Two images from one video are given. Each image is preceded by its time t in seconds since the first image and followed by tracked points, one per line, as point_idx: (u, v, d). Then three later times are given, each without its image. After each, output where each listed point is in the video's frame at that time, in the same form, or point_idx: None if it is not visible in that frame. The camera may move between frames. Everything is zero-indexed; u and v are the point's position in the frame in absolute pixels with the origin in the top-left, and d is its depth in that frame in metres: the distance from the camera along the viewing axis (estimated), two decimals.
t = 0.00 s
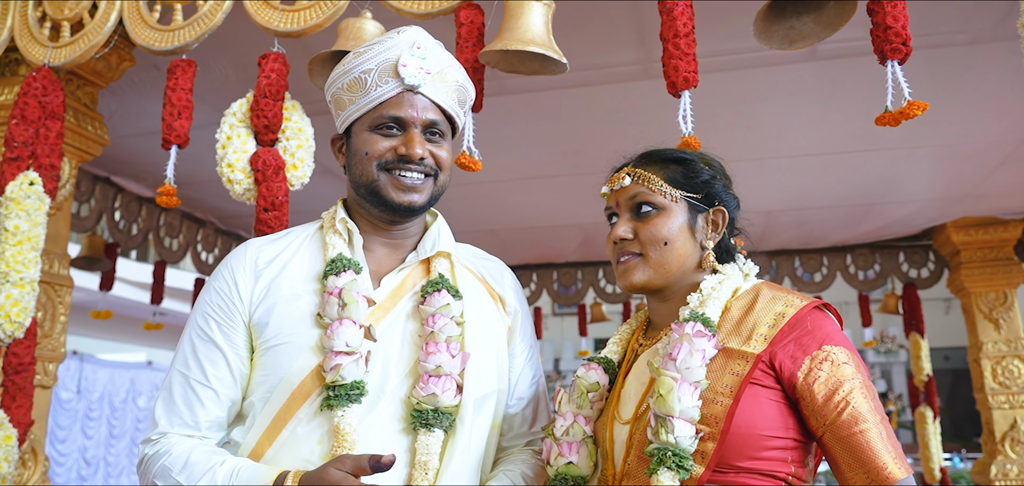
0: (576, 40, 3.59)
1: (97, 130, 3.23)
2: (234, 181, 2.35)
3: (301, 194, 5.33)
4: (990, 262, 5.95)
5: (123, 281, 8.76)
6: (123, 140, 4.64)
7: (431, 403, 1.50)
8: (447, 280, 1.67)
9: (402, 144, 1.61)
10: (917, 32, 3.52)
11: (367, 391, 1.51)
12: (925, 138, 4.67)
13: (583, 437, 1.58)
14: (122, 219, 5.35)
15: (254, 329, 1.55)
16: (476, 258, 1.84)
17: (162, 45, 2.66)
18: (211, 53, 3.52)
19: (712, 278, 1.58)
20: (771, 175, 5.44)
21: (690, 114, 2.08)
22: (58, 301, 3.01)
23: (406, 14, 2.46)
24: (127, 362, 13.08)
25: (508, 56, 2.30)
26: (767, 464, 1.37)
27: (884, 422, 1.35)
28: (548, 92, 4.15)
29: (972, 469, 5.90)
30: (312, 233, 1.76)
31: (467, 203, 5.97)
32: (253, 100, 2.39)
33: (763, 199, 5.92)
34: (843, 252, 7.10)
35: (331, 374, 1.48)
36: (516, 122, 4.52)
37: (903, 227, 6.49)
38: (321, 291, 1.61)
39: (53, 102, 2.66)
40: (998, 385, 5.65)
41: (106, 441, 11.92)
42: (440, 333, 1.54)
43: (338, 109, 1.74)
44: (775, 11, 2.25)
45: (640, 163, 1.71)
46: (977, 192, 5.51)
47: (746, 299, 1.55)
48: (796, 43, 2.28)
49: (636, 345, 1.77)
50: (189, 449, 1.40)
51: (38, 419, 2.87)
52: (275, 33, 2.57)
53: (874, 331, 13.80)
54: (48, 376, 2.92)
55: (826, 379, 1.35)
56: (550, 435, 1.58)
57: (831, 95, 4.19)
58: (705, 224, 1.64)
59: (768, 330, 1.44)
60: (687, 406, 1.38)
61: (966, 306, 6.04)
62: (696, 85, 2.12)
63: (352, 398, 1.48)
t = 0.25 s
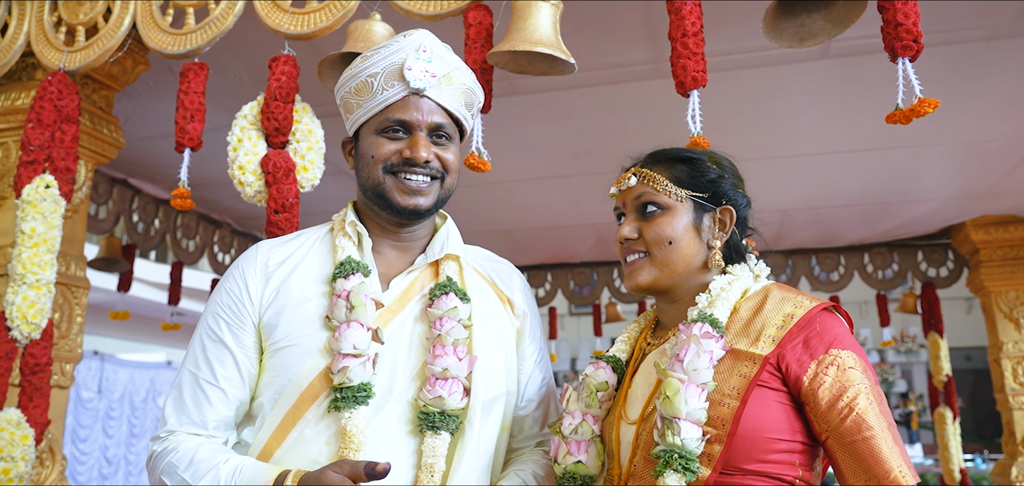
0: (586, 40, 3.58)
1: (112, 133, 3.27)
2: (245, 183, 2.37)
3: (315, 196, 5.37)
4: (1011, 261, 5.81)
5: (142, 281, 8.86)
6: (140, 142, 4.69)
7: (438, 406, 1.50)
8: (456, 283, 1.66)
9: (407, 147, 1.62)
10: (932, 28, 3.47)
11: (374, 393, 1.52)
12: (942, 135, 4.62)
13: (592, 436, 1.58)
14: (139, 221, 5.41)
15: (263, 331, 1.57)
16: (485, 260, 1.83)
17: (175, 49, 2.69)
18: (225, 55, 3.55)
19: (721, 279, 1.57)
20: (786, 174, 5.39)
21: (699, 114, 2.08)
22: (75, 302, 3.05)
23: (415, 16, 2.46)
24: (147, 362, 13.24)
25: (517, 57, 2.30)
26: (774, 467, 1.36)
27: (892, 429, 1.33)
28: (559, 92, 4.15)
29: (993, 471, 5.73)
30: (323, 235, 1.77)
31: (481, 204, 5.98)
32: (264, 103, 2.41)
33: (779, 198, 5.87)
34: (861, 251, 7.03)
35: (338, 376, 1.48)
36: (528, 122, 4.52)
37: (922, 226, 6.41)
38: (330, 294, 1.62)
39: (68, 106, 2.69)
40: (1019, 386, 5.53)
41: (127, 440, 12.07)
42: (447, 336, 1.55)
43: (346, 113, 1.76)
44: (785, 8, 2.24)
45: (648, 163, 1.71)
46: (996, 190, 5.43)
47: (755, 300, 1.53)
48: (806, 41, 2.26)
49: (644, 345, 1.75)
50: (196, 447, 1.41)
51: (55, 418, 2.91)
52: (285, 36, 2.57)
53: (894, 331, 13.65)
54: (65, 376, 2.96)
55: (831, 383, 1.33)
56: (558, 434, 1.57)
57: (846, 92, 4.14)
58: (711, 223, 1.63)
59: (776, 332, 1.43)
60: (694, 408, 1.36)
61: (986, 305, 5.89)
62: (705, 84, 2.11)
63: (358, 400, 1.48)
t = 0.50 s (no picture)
0: (596, 40, 3.58)
1: (127, 136, 3.31)
2: (255, 185, 2.39)
3: (329, 197, 5.40)
4: None
5: (160, 282, 8.96)
6: (155, 145, 4.74)
7: (446, 408, 1.51)
8: (465, 286, 1.67)
9: (415, 151, 1.62)
10: (945, 25, 3.44)
11: (382, 394, 1.52)
12: (958, 132, 4.56)
13: (598, 434, 1.57)
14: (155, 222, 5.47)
15: (274, 331, 1.58)
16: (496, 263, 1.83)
17: (186, 52, 2.70)
18: (238, 58, 3.58)
19: (730, 280, 1.56)
20: (800, 173, 5.35)
21: (706, 114, 2.07)
22: (91, 303, 3.09)
23: (423, 17, 2.46)
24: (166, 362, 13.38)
25: (525, 58, 2.29)
26: (779, 469, 1.35)
27: (898, 434, 1.31)
28: (570, 92, 4.15)
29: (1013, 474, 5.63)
30: (334, 237, 1.77)
31: (493, 204, 5.98)
32: (274, 105, 2.42)
33: (793, 197, 5.83)
34: (877, 250, 6.96)
35: (347, 377, 1.49)
36: (539, 123, 4.52)
37: (939, 224, 6.34)
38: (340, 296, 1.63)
39: (83, 109, 2.73)
40: None
41: (146, 439, 12.21)
42: (455, 338, 1.55)
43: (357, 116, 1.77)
44: (794, 6, 2.23)
45: (655, 164, 1.70)
46: (1014, 188, 5.36)
47: (764, 300, 1.52)
48: (816, 39, 2.24)
49: (652, 343, 1.74)
50: (207, 445, 1.43)
51: (71, 418, 2.95)
52: (295, 39, 2.58)
53: (913, 330, 13.52)
54: (81, 376, 3.00)
55: (835, 388, 1.33)
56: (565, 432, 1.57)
57: (859, 90, 4.11)
58: (718, 224, 1.62)
59: (783, 333, 1.42)
60: (699, 410, 1.37)
61: (1004, 304, 5.79)
62: (713, 84, 2.11)
63: (366, 401, 1.49)
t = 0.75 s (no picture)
0: (603, 40, 3.57)
1: (138, 138, 3.35)
2: (263, 187, 2.41)
3: (339, 197, 5.42)
4: None
5: (173, 282, 9.03)
6: (166, 146, 4.78)
7: (454, 408, 1.52)
8: (474, 288, 1.67)
9: (424, 155, 1.63)
10: (956, 22, 3.41)
11: (391, 393, 1.53)
12: (970, 130, 4.52)
13: (603, 433, 1.56)
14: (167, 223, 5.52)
15: (286, 330, 1.59)
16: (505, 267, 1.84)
17: (196, 54, 2.72)
18: (248, 59, 3.61)
19: (737, 279, 1.55)
20: (810, 171, 5.32)
21: (712, 113, 2.06)
22: (103, 303, 3.13)
23: (429, 18, 2.47)
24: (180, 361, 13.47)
25: (530, 58, 2.29)
26: (783, 470, 1.35)
27: (912, 434, 1.29)
28: (578, 92, 4.15)
29: None
30: (346, 238, 1.78)
31: (503, 204, 5.99)
32: (281, 107, 2.44)
33: (804, 196, 5.80)
34: (890, 248, 6.91)
35: (356, 376, 1.50)
36: (548, 122, 4.52)
37: (952, 222, 6.28)
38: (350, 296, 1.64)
39: (94, 112, 2.75)
40: None
41: (160, 438, 12.31)
42: (464, 339, 1.56)
43: (370, 120, 1.78)
44: (799, 4, 2.22)
45: (658, 165, 1.70)
46: None
47: (770, 300, 1.51)
48: (822, 38, 2.24)
49: (658, 343, 1.74)
50: (222, 441, 1.44)
51: (82, 417, 2.99)
52: (303, 41, 2.59)
53: (928, 329, 13.41)
54: (93, 376, 3.04)
55: (845, 387, 1.31)
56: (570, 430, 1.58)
57: (869, 88, 4.08)
58: (722, 223, 1.61)
59: (789, 334, 1.41)
60: (704, 410, 1.36)
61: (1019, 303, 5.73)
62: (719, 83, 2.10)
63: (375, 400, 1.50)
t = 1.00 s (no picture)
0: (604, 38, 3.58)
1: (140, 137, 3.36)
2: (263, 186, 2.43)
3: (342, 196, 5.44)
4: None
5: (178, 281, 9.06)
6: (169, 145, 4.80)
7: (455, 405, 1.53)
8: (477, 288, 1.69)
9: (430, 158, 1.64)
10: (956, 19, 3.41)
11: (393, 389, 1.54)
12: (973, 126, 4.51)
13: (599, 432, 1.57)
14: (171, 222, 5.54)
15: (292, 325, 1.60)
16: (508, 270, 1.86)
17: (197, 55, 2.73)
18: (249, 58, 3.62)
19: (732, 279, 1.57)
20: (813, 169, 5.31)
21: (708, 112, 2.07)
22: (105, 302, 3.16)
23: (427, 18, 2.47)
24: (185, 359, 13.52)
25: (528, 57, 2.29)
26: (776, 470, 1.36)
27: (910, 433, 1.27)
28: (580, 90, 4.15)
29: None
30: (354, 237, 1.80)
31: (505, 202, 5.99)
32: (280, 107, 2.45)
33: (807, 193, 5.79)
34: (894, 245, 6.90)
35: (359, 372, 1.51)
36: (549, 120, 4.52)
37: (956, 219, 6.27)
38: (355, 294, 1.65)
39: (95, 112, 2.76)
40: None
41: (166, 436, 12.37)
42: (465, 338, 1.57)
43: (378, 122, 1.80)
44: (796, 3, 2.22)
45: (652, 167, 1.72)
46: None
47: (765, 300, 1.51)
48: (819, 36, 2.24)
49: (655, 342, 1.74)
50: (228, 433, 1.46)
51: (85, 415, 3.01)
52: (302, 41, 2.60)
53: (934, 325, 13.39)
54: (96, 374, 3.06)
55: (837, 387, 1.31)
56: (568, 427, 1.59)
57: (870, 85, 4.08)
58: (714, 223, 1.62)
59: (781, 334, 1.41)
60: (695, 410, 1.37)
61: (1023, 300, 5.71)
62: (715, 82, 2.10)
63: (378, 395, 1.51)
